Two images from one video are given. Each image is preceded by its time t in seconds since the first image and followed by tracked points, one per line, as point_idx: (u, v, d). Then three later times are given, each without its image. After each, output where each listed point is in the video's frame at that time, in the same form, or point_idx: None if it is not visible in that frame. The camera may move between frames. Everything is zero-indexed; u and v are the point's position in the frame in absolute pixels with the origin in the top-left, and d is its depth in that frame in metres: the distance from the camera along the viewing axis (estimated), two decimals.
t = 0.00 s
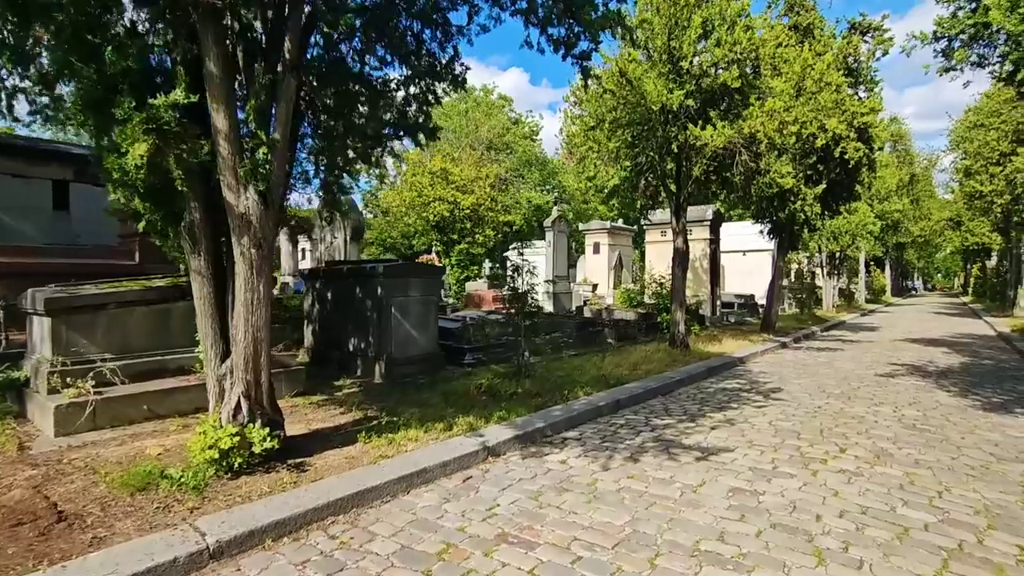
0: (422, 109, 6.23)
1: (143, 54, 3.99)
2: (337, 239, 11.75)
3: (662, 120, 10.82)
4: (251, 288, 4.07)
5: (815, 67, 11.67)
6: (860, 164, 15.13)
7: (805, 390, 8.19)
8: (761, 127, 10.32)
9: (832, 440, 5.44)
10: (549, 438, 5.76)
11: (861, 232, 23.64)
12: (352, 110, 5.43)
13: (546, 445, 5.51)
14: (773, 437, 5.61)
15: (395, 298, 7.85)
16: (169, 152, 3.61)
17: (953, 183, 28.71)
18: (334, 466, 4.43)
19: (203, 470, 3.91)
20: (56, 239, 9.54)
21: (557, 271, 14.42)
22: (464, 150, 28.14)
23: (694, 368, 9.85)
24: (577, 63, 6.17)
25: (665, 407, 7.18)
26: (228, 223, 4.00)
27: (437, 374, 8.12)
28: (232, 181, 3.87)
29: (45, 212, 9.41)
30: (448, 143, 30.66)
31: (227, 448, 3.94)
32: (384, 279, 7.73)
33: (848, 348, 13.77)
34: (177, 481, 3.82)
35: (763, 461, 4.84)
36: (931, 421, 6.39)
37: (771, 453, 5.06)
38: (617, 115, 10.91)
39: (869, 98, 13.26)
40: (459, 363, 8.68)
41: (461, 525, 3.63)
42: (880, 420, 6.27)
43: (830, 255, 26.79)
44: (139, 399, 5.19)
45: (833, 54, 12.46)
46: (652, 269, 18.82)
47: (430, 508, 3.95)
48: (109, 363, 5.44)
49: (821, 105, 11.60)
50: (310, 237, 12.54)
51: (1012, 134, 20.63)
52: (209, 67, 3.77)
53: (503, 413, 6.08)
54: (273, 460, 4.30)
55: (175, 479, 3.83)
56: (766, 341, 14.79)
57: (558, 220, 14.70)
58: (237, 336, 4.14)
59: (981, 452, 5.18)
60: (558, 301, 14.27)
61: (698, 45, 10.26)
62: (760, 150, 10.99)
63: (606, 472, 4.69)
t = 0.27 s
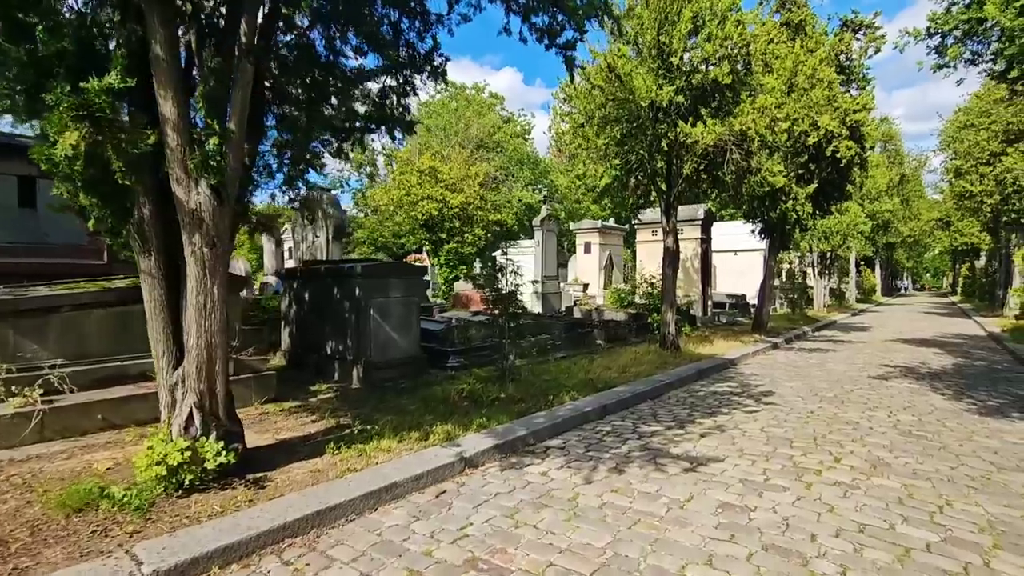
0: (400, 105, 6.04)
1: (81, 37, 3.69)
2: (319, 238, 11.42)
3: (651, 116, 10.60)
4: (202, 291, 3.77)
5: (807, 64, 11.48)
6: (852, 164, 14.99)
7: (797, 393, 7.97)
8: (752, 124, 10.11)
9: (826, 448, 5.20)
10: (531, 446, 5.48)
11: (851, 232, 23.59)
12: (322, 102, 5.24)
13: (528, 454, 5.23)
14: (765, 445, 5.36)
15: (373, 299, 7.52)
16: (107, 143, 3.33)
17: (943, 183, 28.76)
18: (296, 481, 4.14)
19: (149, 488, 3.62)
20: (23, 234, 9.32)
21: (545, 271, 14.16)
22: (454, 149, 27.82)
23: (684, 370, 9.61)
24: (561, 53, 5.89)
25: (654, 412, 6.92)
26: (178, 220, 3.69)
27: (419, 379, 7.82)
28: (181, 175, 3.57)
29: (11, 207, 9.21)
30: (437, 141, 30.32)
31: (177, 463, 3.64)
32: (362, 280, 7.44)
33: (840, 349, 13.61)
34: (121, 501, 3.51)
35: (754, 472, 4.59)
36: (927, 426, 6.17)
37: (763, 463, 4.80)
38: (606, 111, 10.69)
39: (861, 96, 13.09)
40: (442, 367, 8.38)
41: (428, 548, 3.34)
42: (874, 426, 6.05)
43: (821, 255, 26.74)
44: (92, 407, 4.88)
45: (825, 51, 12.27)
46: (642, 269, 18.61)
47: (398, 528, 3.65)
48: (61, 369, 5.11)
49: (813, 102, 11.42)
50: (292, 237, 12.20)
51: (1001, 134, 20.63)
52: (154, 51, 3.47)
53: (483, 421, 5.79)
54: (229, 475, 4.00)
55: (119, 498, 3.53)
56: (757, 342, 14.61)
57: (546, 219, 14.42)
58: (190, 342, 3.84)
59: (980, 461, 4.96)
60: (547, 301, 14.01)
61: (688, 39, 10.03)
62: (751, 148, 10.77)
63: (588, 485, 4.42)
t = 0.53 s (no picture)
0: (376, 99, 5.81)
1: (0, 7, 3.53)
2: (298, 237, 11.03)
3: (641, 112, 10.33)
4: (145, 290, 3.42)
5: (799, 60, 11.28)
6: (842, 163, 14.85)
7: (790, 397, 7.73)
8: (743, 120, 9.88)
9: (823, 456, 4.94)
10: (512, 456, 5.18)
11: (841, 232, 23.53)
12: (289, 92, 5.01)
13: (508, 465, 4.92)
14: (759, 454, 5.09)
15: (349, 299, 7.18)
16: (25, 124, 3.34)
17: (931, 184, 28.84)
18: (253, 497, 3.79)
19: (83, 509, 3.25)
20: None
21: (533, 271, 13.85)
22: (442, 147, 27.45)
23: (675, 373, 9.35)
24: (544, 38, 5.60)
25: (643, 418, 6.63)
26: (118, 212, 3.35)
27: (398, 383, 7.48)
28: (119, 162, 3.25)
29: None
30: (425, 140, 29.92)
31: (116, 480, 3.28)
32: (338, 279, 7.09)
33: (832, 350, 13.43)
34: (50, 523, 3.14)
35: (748, 484, 4.31)
36: (925, 431, 5.94)
37: (757, 474, 4.52)
38: (594, 107, 10.42)
39: (852, 94, 12.93)
40: (423, 370, 8.05)
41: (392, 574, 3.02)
42: (871, 432, 5.81)
43: (811, 255, 26.69)
44: (35, 416, 4.52)
45: (816, 48, 12.09)
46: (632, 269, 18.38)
47: (361, 550, 3.33)
48: (5, 375, 4.74)
49: (804, 99, 11.23)
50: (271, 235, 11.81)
51: (989, 135, 20.65)
52: (88, 25, 3.15)
53: (463, 429, 5.47)
54: (178, 493, 3.64)
55: (48, 520, 3.16)
56: (748, 343, 14.42)
57: (534, 218, 14.11)
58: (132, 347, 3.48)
59: (984, 469, 4.73)
60: (535, 302, 13.70)
61: (678, 33, 9.78)
62: (742, 145, 10.54)
63: (572, 498, 4.12)
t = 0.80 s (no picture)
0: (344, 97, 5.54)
1: None
2: (275, 236, 10.62)
3: (627, 108, 10.03)
4: (69, 297, 3.05)
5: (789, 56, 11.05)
6: (832, 162, 14.66)
7: (781, 402, 7.47)
8: (732, 117, 9.62)
9: (818, 470, 4.67)
10: (489, 472, 4.85)
11: (829, 232, 23.43)
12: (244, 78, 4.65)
13: (484, 481, 4.60)
14: (750, 467, 4.81)
15: (321, 302, 6.81)
16: None
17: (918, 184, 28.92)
18: (197, 525, 3.43)
19: None
20: None
21: (519, 271, 13.51)
22: (428, 145, 27.00)
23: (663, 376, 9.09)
24: (524, 26, 5.28)
25: (629, 426, 6.33)
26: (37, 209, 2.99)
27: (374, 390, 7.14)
28: (37, 153, 2.89)
29: None
30: (412, 138, 29.45)
31: (32, 511, 2.90)
32: (308, 281, 6.70)
33: (821, 352, 13.27)
34: None
35: (740, 503, 4.02)
36: (922, 440, 5.71)
37: (748, 490, 4.24)
38: (580, 103, 10.09)
39: (842, 92, 12.75)
40: (401, 376, 7.70)
41: None
42: (866, 441, 5.56)
43: (799, 255, 26.60)
44: None
45: (806, 44, 11.89)
46: (621, 269, 18.13)
47: None
48: None
49: (794, 96, 11.00)
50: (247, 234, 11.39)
51: (976, 135, 20.62)
52: None
53: (437, 441, 5.14)
54: (110, 522, 3.27)
55: None
56: (737, 344, 14.21)
57: (520, 217, 13.77)
58: (55, 361, 3.11)
59: (987, 483, 4.48)
60: (521, 303, 13.37)
61: (666, 27, 9.48)
62: (731, 142, 10.30)
63: (551, 521, 3.80)
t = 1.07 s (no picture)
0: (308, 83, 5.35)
1: None
2: (247, 234, 10.23)
3: (612, 102, 9.77)
4: None
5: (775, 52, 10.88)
6: (819, 160, 14.53)
7: (769, 405, 7.24)
8: (718, 112, 9.40)
9: (807, 477, 4.42)
10: (459, 483, 4.54)
11: (816, 231, 23.40)
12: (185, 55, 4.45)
13: (453, 493, 4.29)
14: (737, 475, 4.54)
15: (288, 301, 6.45)
16: None
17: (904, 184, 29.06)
18: (126, 547, 3.08)
19: None
20: None
21: (503, 271, 13.21)
22: (414, 143, 26.62)
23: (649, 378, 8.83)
24: (497, 7, 4.97)
25: (611, 431, 6.05)
26: None
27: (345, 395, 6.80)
28: None
29: None
30: (398, 136, 29.05)
31: None
32: (275, 280, 6.34)
33: (809, 352, 13.12)
34: None
35: (725, 515, 3.75)
36: (913, 444, 5.49)
37: (733, 502, 3.97)
38: (564, 97, 9.81)
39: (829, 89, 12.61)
40: (375, 379, 7.36)
41: None
42: (856, 445, 5.32)
43: (786, 254, 26.59)
44: None
45: (793, 40, 11.73)
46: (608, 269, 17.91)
47: None
48: None
49: (781, 91, 10.82)
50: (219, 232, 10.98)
51: (961, 134, 20.69)
52: None
53: (405, 450, 4.81)
54: (24, 545, 2.92)
55: None
56: (725, 345, 14.02)
57: (504, 215, 13.48)
58: None
59: (982, 490, 4.27)
60: (505, 304, 13.06)
61: (652, 19, 9.24)
62: (718, 138, 10.08)
63: (522, 538, 3.50)
